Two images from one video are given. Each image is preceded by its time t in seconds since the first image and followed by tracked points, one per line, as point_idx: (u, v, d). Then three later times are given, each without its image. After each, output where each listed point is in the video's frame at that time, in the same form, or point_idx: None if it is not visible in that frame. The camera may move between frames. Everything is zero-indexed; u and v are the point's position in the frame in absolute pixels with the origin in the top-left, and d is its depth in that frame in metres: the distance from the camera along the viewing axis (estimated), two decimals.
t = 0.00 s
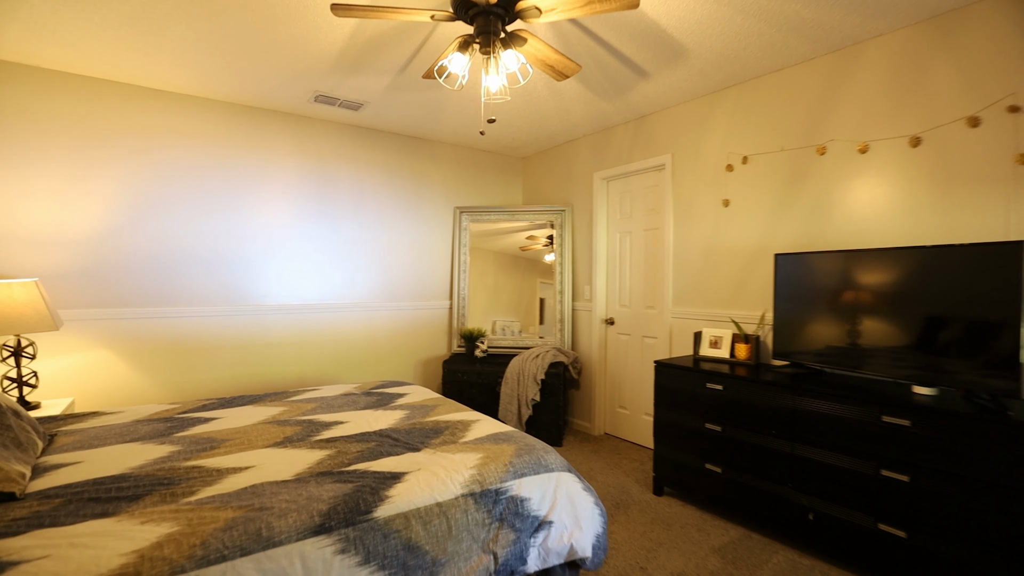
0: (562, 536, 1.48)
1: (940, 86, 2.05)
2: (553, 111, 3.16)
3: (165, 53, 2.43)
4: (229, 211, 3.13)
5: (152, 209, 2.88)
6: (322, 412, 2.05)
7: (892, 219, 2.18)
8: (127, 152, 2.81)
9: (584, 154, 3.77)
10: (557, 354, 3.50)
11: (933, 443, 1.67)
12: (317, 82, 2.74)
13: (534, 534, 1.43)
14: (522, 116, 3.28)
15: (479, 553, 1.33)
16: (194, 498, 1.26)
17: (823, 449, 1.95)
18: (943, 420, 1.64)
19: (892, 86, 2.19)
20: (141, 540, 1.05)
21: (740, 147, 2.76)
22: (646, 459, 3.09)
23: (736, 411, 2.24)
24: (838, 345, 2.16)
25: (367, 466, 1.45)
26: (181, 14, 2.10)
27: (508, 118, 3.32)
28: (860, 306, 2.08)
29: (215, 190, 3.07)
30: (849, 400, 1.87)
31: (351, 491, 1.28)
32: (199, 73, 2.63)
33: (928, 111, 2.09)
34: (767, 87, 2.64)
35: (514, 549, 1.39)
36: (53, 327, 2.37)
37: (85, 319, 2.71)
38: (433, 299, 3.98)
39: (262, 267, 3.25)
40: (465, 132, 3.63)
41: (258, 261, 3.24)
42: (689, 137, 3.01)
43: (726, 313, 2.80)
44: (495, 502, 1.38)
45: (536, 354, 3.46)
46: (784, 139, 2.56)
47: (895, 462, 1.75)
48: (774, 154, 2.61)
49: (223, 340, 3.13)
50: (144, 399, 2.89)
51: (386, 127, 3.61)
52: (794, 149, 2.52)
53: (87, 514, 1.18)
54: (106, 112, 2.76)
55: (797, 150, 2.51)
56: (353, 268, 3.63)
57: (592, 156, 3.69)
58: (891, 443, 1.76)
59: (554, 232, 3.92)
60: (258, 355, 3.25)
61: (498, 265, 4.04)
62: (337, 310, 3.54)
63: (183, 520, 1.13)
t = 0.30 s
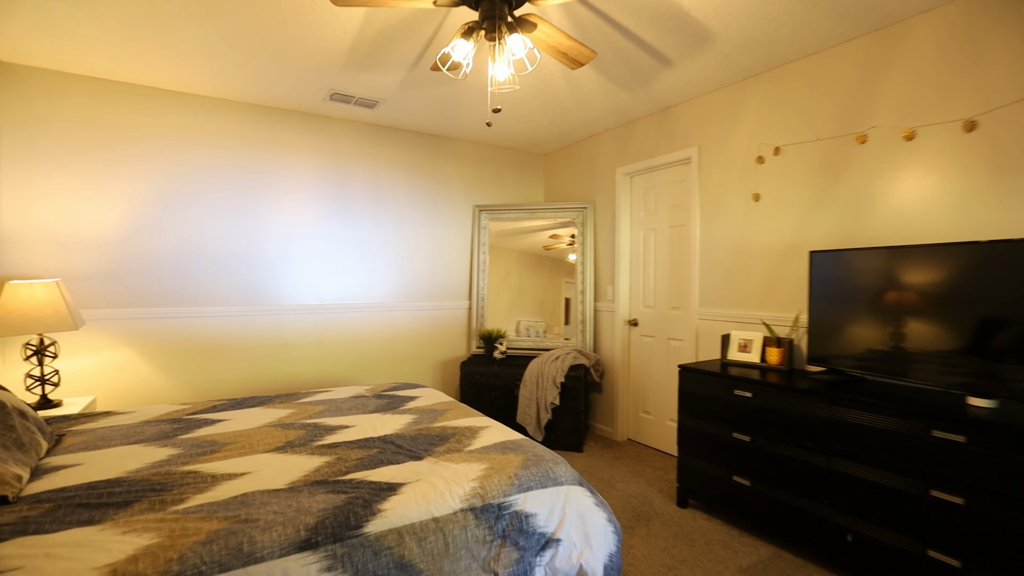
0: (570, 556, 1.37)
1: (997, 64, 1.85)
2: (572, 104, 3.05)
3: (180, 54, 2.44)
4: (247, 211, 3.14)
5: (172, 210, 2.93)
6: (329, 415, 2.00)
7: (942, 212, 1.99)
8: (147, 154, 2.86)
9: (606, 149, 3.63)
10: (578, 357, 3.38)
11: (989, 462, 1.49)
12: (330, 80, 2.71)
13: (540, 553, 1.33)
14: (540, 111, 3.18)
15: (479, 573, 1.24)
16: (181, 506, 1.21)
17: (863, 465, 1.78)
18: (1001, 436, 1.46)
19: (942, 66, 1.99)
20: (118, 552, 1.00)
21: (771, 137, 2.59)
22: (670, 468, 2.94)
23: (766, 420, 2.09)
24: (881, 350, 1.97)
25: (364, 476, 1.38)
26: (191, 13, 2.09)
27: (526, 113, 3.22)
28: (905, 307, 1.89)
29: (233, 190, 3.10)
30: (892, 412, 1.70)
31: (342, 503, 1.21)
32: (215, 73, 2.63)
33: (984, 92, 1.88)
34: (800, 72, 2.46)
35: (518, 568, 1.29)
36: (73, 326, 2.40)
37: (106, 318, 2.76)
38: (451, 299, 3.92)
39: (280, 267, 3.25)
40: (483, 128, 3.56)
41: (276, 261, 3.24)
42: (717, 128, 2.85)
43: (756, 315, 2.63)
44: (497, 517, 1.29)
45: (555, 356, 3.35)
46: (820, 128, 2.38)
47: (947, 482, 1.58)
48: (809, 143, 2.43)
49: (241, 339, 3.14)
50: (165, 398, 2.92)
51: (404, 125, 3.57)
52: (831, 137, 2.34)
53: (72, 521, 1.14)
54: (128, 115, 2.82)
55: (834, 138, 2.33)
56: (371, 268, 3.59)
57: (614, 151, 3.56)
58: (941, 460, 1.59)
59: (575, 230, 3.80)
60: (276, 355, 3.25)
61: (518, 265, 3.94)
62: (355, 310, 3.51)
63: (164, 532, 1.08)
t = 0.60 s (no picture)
0: None
1: None
2: (594, 99, 2.93)
3: (198, 58, 2.46)
4: (266, 213, 3.15)
5: (193, 213, 2.96)
6: (334, 421, 1.94)
7: (1006, 208, 1.77)
8: (170, 158, 2.91)
9: (631, 146, 3.48)
10: (600, 363, 3.24)
11: None
12: (346, 80, 2.68)
13: None
14: (561, 108, 3.07)
15: None
16: (163, 518, 1.16)
17: (911, 492, 1.59)
18: None
19: (1005, 44, 1.77)
20: (84, 569, 0.96)
21: (808, 129, 2.40)
22: (697, 483, 2.77)
23: (801, 437, 1.91)
24: (933, 362, 1.77)
25: (355, 490, 1.31)
26: (204, 15, 2.09)
27: (547, 110, 3.12)
28: (962, 315, 1.69)
29: (253, 193, 3.12)
30: (946, 434, 1.50)
31: (325, 522, 1.13)
32: (233, 76, 2.65)
33: None
34: (840, 57, 2.26)
35: None
36: (95, 328, 2.43)
37: (130, 319, 2.81)
38: (472, 302, 3.85)
39: (299, 269, 3.25)
40: (504, 127, 3.47)
41: (295, 263, 3.24)
42: (749, 121, 2.67)
43: (792, 322, 2.44)
44: (493, 541, 1.19)
45: (577, 362, 3.22)
46: (863, 117, 2.18)
47: (1014, 517, 1.37)
48: (850, 135, 2.23)
49: (261, 341, 3.15)
50: (186, 399, 2.95)
51: (423, 125, 3.52)
52: (876, 128, 2.14)
53: (51, 530, 1.11)
54: (152, 120, 2.87)
55: (879, 129, 2.12)
56: (390, 270, 3.55)
57: (640, 149, 3.41)
58: (1005, 491, 1.39)
59: (599, 231, 3.67)
60: (296, 358, 3.25)
61: (541, 267, 3.84)
62: (374, 313, 3.48)
63: (136, 548, 1.03)
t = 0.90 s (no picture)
0: None
1: None
2: (620, 92, 2.81)
3: (223, 63, 2.50)
4: (294, 216, 3.19)
5: (224, 216, 3.03)
6: (348, 425, 1.92)
7: None
8: (201, 163, 2.99)
9: (662, 140, 3.33)
10: (629, 367, 3.11)
11: None
12: (366, 80, 2.68)
13: None
14: (586, 102, 2.96)
15: None
16: (161, 525, 1.15)
17: (971, 520, 1.41)
18: None
19: None
20: None
21: (854, 116, 2.20)
22: (732, 496, 2.61)
23: (844, 453, 1.74)
24: (1000, 373, 1.57)
25: (355, 501, 1.26)
26: (224, 21, 2.12)
27: (572, 105, 3.02)
28: None
29: (281, 196, 3.16)
30: (1013, 456, 1.32)
31: (317, 535, 1.09)
32: (258, 80, 2.69)
33: None
34: (890, 36, 2.06)
35: None
36: (128, 329, 2.50)
37: (165, 320, 2.91)
38: (499, 303, 3.79)
39: (325, 270, 3.28)
40: (530, 124, 3.39)
41: (322, 265, 3.26)
42: (788, 109, 2.49)
43: (836, 325, 2.25)
44: (493, 562, 1.12)
45: (604, 365, 3.10)
46: (917, 101, 1.97)
47: None
48: (902, 121, 2.03)
49: (289, 342, 3.19)
50: (218, 398, 3.03)
51: (448, 125, 3.49)
52: (931, 111, 1.93)
53: (53, 534, 1.12)
54: (184, 127, 2.96)
55: (935, 112, 1.92)
56: (416, 271, 3.53)
57: (671, 143, 3.25)
58: None
59: (629, 229, 3.53)
60: (323, 359, 3.27)
61: (568, 267, 3.74)
62: (400, 314, 3.47)
63: (127, 557, 1.02)
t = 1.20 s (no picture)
0: None
1: None
2: (642, 84, 2.68)
3: (239, 67, 2.52)
4: (312, 217, 3.20)
5: (244, 218, 3.06)
6: (353, 430, 1.87)
7: None
8: (223, 166, 3.02)
9: (689, 134, 3.18)
10: (653, 373, 2.97)
11: None
12: (380, 79, 2.65)
13: None
14: (607, 96, 2.85)
15: None
16: (144, 534, 1.12)
17: None
18: None
19: None
20: None
21: (897, 102, 2.02)
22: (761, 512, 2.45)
23: (883, 472, 1.58)
24: None
25: (343, 513, 1.21)
26: (235, 24, 2.12)
27: (592, 100, 2.91)
28: None
29: (300, 197, 3.17)
30: None
31: (296, 551, 1.04)
32: (274, 83, 2.70)
33: None
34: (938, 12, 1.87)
35: None
36: (149, 330, 2.54)
37: (187, 320, 2.96)
38: (519, 305, 3.71)
39: (344, 272, 3.27)
40: (549, 121, 3.30)
41: (340, 266, 3.26)
42: (823, 97, 2.31)
43: (876, 331, 2.07)
44: None
45: (626, 370, 2.98)
46: (969, 82, 1.78)
47: None
48: (952, 105, 1.84)
49: (308, 344, 3.20)
50: (238, 399, 3.06)
51: (466, 124, 3.44)
52: (986, 94, 1.74)
53: (39, 539, 1.10)
54: (206, 131, 3.00)
55: (990, 94, 1.73)
56: (434, 272, 3.49)
57: (698, 137, 3.10)
58: None
59: (654, 229, 3.39)
60: (341, 360, 3.27)
61: (591, 268, 3.62)
62: (418, 316, 3.43)
63: (103, 567, 0.99)
